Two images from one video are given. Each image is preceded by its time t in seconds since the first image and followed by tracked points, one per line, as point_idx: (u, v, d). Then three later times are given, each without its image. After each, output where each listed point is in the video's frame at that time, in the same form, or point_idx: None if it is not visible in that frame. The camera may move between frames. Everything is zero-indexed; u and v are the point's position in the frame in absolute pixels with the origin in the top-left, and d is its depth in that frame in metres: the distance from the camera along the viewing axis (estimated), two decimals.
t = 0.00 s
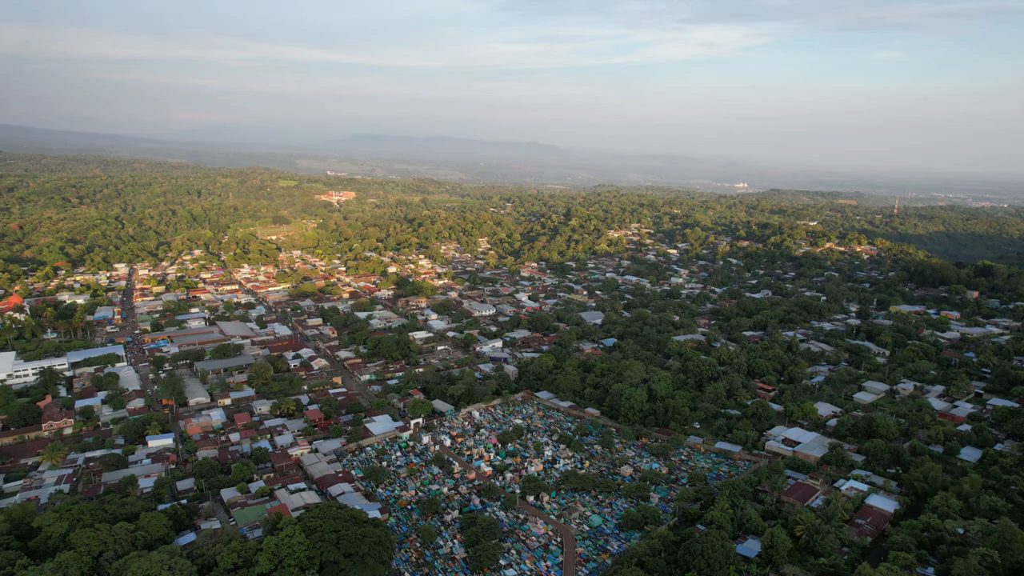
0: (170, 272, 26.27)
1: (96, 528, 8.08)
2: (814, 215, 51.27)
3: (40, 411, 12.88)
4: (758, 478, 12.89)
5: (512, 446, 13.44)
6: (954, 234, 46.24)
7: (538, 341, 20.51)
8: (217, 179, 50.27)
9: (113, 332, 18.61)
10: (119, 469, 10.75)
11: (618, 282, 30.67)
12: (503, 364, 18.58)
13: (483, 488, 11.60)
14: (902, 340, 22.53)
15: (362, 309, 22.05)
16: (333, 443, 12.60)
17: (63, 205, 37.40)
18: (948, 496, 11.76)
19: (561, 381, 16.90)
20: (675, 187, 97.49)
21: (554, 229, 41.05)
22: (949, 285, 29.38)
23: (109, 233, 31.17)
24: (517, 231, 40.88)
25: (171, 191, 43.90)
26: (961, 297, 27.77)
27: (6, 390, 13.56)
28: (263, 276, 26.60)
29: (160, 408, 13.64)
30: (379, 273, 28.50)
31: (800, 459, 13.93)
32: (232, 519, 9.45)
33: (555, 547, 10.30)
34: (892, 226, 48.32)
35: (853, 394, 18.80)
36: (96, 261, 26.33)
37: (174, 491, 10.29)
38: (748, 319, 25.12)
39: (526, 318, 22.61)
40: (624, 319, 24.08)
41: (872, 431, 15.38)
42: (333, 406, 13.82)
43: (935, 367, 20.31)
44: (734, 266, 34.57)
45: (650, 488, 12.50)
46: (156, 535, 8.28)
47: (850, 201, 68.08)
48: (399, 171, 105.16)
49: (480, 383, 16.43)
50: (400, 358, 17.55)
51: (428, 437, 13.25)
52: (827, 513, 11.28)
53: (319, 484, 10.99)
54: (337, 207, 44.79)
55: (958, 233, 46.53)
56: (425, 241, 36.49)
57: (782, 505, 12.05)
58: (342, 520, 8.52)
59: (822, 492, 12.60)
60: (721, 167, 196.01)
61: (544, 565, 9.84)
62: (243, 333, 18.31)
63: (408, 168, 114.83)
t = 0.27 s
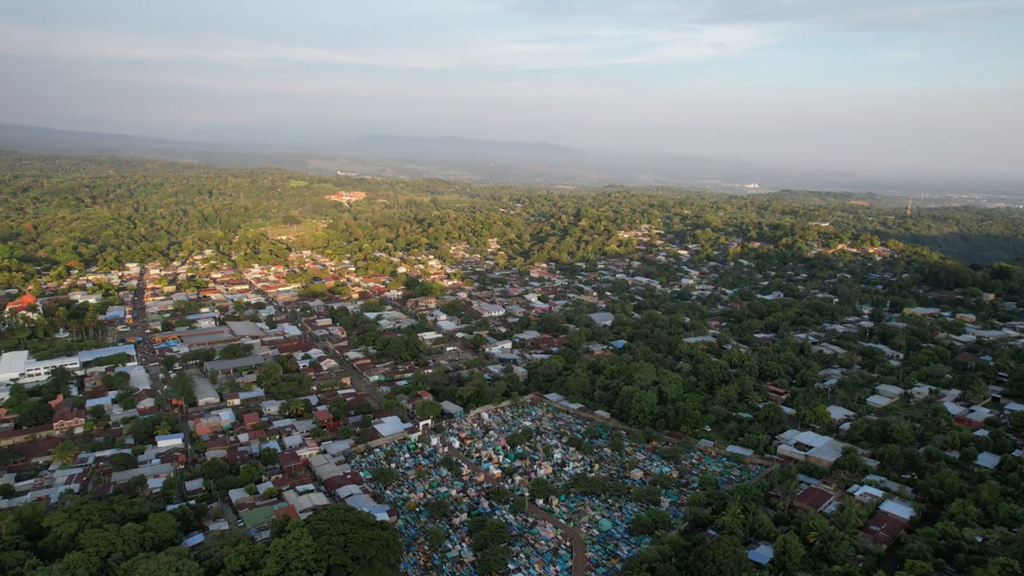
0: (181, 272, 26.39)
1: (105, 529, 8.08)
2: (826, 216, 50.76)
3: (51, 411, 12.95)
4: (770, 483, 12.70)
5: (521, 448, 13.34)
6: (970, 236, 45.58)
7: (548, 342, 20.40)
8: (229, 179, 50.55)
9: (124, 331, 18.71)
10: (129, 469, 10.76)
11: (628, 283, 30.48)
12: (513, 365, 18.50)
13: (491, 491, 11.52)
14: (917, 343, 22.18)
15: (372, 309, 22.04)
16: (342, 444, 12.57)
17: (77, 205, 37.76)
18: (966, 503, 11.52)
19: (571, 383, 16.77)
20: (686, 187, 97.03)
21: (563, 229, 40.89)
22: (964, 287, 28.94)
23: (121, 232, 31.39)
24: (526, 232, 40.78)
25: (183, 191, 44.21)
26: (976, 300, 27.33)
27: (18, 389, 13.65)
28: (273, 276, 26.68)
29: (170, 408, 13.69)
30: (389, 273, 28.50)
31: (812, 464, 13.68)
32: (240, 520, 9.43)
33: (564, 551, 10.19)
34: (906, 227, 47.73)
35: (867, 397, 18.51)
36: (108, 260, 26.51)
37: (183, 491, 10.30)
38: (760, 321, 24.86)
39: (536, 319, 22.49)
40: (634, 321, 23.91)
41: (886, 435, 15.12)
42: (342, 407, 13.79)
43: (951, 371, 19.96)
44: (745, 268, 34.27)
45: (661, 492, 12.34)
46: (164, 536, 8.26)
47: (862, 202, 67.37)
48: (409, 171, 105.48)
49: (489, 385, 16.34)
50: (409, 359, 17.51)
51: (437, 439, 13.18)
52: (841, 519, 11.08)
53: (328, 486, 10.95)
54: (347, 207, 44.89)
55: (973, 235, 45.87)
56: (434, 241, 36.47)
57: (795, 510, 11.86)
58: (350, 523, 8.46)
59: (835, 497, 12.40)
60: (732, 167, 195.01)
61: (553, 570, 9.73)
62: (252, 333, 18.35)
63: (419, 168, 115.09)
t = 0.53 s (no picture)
0: (186, 272, 26.43)
1: (107, 531, 8.06)
2: (833, 217, 50.42)
3: (57, 411, 12.97)
4: (778, 487, 12.56)
5: (526, 451, 13.26)
6: (979, 237, 45.16)
7: (553, 344, 20.30)
8: (235, 179, 50.66)
9: (130, 331, 18.75)
10: (133, 470, 10.75)
11: (634, 284, 30.34)
12: (518, 367, 18.42)
13: (496, 494, 11.44)
14: (926, 346, 21.94)
15: (377, 310, 22.01)
16: (346, 446, 12.52)
17: (84, 204, 37.96)
18: (978, 509, 11.34)
19: (576, 385, 16.67)
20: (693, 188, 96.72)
21: (569, 230, 40.77)
22: (974, 289, 28.64)
23: (128, 232, 31.51)
24: (532, 232, 40.69)
25: (190, 191, 44.35)
26: (986, 301, 27.02)
27: (24, 389, 13.67)
28: (278, 276, 26.70)
29: (174, 409, 13.68)
30: (394, 274, 28.47)
31: (820, 468, 13.53)
32: (244, 522, 9.39)
33: (569, 555, 10.10)
34: (914, 228, 47.33)
35: (875, 400, 18.31)
36: (115, 260, 26.61)
37: (187, 493, 10.27)
38: (767, 323, 24.68)
39: (541, 320, 22.39)
40: (640, 322, 23.78)
41: (895, 439, 14.93)
42: (346, 408, 13.74)
43: (961, 374, 19.72)
44: (752, 269, 34.06)
45: (667, 496, 12.21)
46: (166, 538, 8.22)
47: (870, 203, 66.91)
48: (416, 172, 105.66)
49: (494, 386, 16.26)
50: (413, 360, 17.46)
51: (441, 441, 13.11)
52: (850, 524, 10.93)
53: (331, 488, 10.90)
54: (352, 207, 44.92)
55: (983, 236, 45.44)
56: (439, 242, 36.44)
57: (803, 515, 11.72)
58: (353, 526, 8.39)
59: (843, 502, 12.24)
60: (738, 168, 194.42)
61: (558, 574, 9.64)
62: (258, 334, 18.34)
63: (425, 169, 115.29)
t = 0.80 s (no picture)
0: (186, 273, 26.36)
1: (103, 535, 7.98)
2: (834, 218, 50.31)
3: (54, 412, 12.90)
4: (780, 490, 12.46)
5: (527, 453, 13.17)
6: (981, 237, 45.03)
7: (553, 345, 20.22)
8: (235, 180, 50.60)
9: (129, 332, 18.69)
10: (130, 473, 10.67)
11: (635, 285, 30.25)
12: (518, 368, 18.33)
13: (496, 497, 11.35)
14: (928, 347, 21.82)
15: (377, 310, 21.93)
16: (345, 448, 12.44)
17: (84, 205, 37.94)
18: (982, 512, 11.24)
19: (577, 386, 16.58)
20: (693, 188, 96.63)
21: (569, 230, 40.67)
22: (976, 290, 28.51)
23: (127, 233, 31.45)
24: (533, 233, 40.60)
25: (190, 192, 44.29)
26: (988, 302, 26.91)
27: (22, 390, 13.60)
28: (278, 277, 26.63)
29: (173, 411, 13.62)
30: (394, 274, 28.40)
31: (823, 471, 13.44)
32: (241, 525, 9.31)
33: (570, 559, 10.01)
34: (916, 229, 47.19)
35: (878, 402, 18.21)
36: (114, 261, 26.54)
37: (185, 496, 10.20)
38: (768, 324, 24.58)
39: (542, 321, 22.30)
40: (641, 323, 23.69)
41: (898, 441, 14.83)
42: (345, 410, 13.65)
43: (964, 375, 19.61)
44: (752, 269, 33.97)
45: (668, 499, 12.12)
46: (163, 543, 8.14)
47: (871, 203, 66.78)
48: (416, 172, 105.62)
49: (495, 388, 16.17)
50: (413, 361, 17.37)
51: (441, 443, 13.02)
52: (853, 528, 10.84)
53: (330, 491, 10.81)
54: (352, 208, 44.86)
55: (984, 236, 45.31)
56: (440, 242, 36.35)
57: (806, 518, 11.62)
58: (352, 530, 8.31)
59: (847, 505, 12.14)
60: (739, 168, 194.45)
61: None
62: (257, 335, 18.27)
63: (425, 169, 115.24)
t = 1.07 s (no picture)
0: (185, 273, 26.28)
1: (100, 540, 7.90)
2: (835, 218, 50.23)
3: (52, 414, 12.81)
4: (783, 492, 12.37)
5: (527, 455, 13.09)
6: (982, 237, 44.93)
7: (554, 346, 20.14)
8: (235, 180, 50.54)
9: (128, 333, 18.61)
10: (128, 476, 10.58)
11: (635, 285, 30.19)
12: (519, 370, 18.25)
13: (496, 500, 11.27)
14: (930, 348, 21.72)
15: (376, 311, 21.85)
16: (344, 450, 12.36)
17: (84, 205, 37.85)
18: (986, 516, 11.15)
19: (578, 388, 16.49)
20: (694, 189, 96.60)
21: (570, 231, 40.58)
22: (977, 290, 28.42)
23: (127, 234, 31.38)
24: (533, 233, 40.53)
25: (190, 192, 44.21)
26: (990, 303, 26.82)
27: (19, 392, 13.51)
28: (277, 277, 26.55)
29: (171, 413, 13.55)
30: (394, 275, 28.31)
31: (826, 473, 13.35)
32: (240, 529, 9.22)
33: (571, 563, 9.93)
34: (916, 229, 47.10)
35: (880, 403, 18.12)
36: (114, 262, 26.46)
37: (182, 499, 10.11)
38: (769, 325, 24.48)
39: (542, 322, 22.21)
40: (642, 324, 23.61)
41: (901, 443, 14.75)
42: (345, 412, 13.57)
43: (966, 377, 19.51)
44: (753, 270, 33.90)
45: (670, 502, 12.03)
46: (160, 547, 8.05)
47: (872, 203, 66.72)
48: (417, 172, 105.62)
49: (495, 389, 16.08)
50: (413, 362, 17.29)
51: (441, 445, 12.94)
52: (857, 532, 10.75)
53: (329, 494, 10.73)
54: (352, 208, 44.80)
55: (985, 236, 45.22)
56: (440, 243, 36.28)
57: (808, 522, 11.54)
58: (351, 535, 8.23)
59: (850, 508, 12.05)
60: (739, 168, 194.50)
61: None
62: (256, 336, 18.19)
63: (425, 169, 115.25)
